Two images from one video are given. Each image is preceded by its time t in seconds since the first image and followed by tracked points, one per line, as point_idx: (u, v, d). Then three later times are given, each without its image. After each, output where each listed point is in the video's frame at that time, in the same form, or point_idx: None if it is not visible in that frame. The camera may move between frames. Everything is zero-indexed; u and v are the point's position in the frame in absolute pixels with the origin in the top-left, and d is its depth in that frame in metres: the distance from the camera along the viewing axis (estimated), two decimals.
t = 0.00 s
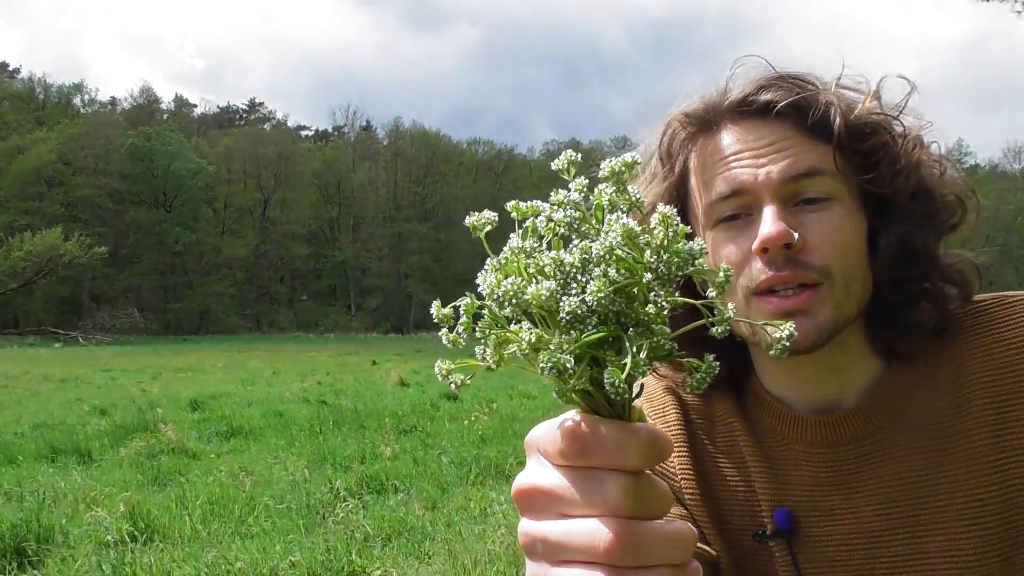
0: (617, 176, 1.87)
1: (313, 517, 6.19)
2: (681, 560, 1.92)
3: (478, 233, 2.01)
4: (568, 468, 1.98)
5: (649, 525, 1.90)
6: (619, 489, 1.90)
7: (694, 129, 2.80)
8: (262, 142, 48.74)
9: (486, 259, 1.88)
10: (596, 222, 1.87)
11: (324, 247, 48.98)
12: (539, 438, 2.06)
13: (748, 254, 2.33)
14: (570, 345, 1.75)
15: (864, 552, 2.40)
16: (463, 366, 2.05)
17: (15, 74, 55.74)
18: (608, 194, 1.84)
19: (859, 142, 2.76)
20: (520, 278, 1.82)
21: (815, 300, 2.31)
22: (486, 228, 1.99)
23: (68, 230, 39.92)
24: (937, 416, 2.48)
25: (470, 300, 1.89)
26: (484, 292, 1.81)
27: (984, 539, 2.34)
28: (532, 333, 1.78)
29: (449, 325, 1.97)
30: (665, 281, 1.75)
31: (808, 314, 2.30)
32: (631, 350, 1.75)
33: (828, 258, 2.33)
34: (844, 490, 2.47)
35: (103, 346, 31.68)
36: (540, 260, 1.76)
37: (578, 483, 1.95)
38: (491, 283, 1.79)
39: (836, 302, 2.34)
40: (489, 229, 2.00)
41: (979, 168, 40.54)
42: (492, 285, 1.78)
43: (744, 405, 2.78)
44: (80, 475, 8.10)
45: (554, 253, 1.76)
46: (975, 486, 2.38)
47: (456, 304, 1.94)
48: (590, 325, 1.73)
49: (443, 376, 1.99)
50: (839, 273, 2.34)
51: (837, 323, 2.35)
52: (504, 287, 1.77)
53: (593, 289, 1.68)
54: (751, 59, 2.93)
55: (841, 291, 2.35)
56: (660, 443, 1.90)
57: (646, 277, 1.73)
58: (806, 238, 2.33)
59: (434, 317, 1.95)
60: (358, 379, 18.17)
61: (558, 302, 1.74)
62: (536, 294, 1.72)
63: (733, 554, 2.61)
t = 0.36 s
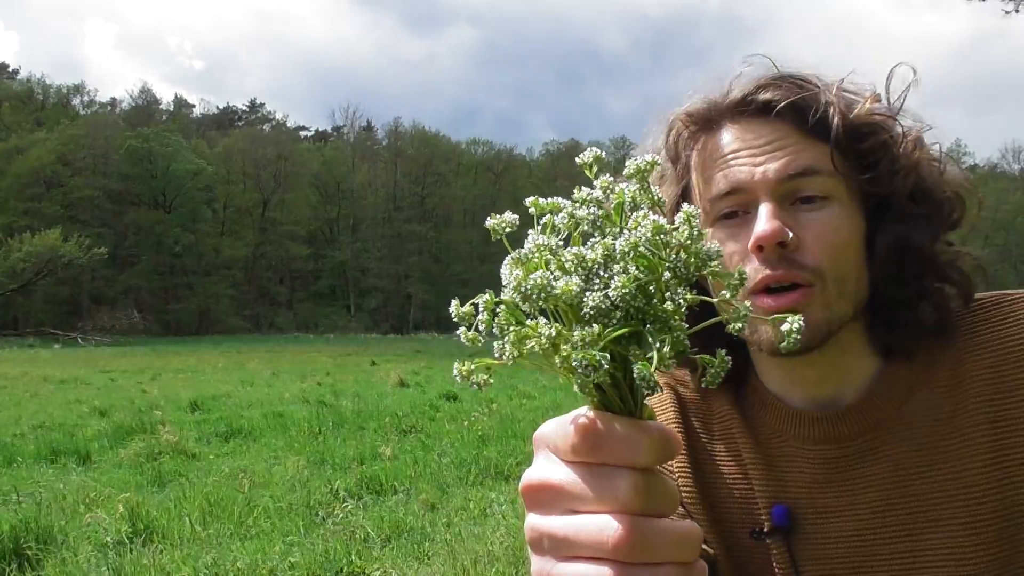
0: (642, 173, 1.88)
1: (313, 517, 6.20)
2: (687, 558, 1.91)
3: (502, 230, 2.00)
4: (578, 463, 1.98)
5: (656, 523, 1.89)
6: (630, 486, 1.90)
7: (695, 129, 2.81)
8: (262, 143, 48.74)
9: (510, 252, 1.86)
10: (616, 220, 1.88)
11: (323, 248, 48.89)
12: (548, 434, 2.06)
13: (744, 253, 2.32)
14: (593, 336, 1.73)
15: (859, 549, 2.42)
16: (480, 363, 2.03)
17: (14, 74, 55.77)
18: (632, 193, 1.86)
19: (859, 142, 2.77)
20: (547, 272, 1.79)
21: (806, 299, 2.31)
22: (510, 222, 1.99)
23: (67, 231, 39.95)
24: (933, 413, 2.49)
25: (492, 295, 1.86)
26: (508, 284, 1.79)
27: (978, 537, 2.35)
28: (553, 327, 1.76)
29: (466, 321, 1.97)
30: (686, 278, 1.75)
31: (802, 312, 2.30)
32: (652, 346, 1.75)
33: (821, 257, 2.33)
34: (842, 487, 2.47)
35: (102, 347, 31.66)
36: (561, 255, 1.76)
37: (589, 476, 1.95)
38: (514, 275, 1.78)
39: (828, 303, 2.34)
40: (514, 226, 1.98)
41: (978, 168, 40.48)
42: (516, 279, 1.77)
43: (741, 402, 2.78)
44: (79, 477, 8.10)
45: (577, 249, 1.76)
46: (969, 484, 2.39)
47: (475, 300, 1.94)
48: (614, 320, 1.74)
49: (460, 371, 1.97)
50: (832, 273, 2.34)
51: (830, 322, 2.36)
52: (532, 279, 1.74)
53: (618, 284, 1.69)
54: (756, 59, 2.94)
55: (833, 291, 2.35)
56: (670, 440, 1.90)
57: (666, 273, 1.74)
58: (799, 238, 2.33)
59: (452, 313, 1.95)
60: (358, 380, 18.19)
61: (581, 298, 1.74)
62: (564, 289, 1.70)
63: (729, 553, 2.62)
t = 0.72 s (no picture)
0: (615, 175, 1.92)
1: (312, 517, 6.21)
2: (671, 553, 1.92)
3: (480, 238, 2.03)
4: (563, 460, 2.00)
5: (639, 518, 1.91)
6: (614, 482, 1.92)
7: (690, 129, 2.82)
8: (261, 143, 48.72)
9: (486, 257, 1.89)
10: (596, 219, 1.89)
11: (323, 249, 48.91)
12: (535, 433, 2.08)
13: (738, 252, 2.33)
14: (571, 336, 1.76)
15: (853, 548, 2.43)
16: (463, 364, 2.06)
17: (14, 76, 55.84)
18: (606, 194, 1.88)
19: (853, 143, 2.78)
20: (522, 273, 1.82)
21: (802, 297, 2.32)
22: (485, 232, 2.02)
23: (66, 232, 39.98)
24: (925, 411, 2.50)
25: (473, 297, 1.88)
26: (486, 290, 1.82)
27: (971, 535, 2.37)
28: (532, 327, 1.78)
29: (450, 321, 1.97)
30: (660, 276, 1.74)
31: (799, 308, 2.31)
32: (630, 343, 1.75)
33: (818, 254, 2.35)
34: (835, 486, 2.48)
35: (102, 348, 31.70)
36: (541, 255, 1.78)
37: (573, 473, 1.97)
38: (491, 277, 1.81)
39: (824, 301, 2.35)
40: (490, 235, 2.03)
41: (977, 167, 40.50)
42: (494, 282, 1.79)
43: (735, 402, 2.80)
44: (79, 477, 8.11)
45: (555, 249, 1.77)
46: (962, 481, 2.41)
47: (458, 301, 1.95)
48: (592, 317, 1.74)
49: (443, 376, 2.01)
50: (828, 271, 2.36)
51: (826, 321, 2.37)
52: (508, 284, 1.77)
53: (594, 281, 1.70)
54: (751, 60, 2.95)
55: (830, 290, 2.36)
56: (653, 437, 1.92)
57: (643, 271, 1.73)
58: (794, 237, 2.34)
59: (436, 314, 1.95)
60: (358, 380, 18.20)
61: (559, 297, 1.76)
62: (539, 291, 1.74)
63: (725, 552, 2.63)
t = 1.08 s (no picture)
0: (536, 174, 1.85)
1: (309, 516, 6.15)
2: (603, 534, 1.90)
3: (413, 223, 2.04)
4: (500, 447, 1.96)
5: (569, 502, 1.88)
6: (545, 465, 1.90)
7: (680, 139, 2.75)
8: (260, 142, 48.58)
9: (412, 251, 1.90)
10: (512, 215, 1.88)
11: (322, 247, 48.84)
12: (475, 426, 2.04)
13: (735, 266, 2.34)
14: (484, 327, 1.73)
15: (844, 550, 2.40)
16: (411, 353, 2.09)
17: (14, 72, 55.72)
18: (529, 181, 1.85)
19: (840, 158, 2.78)
20: (445, 269, 1.82)
21: (796, 310, 2.34)
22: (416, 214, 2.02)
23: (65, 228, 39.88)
24: (910, 413, 2.49)
25: (399, 294, 1.87)
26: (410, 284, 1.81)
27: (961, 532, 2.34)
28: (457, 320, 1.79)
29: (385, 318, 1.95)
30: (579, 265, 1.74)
31: (793, 324, 2.33)
32: (543, 329, 1.75)
33: (813, 269, 2.35)
34: (824, 489, 2.46)
35: (101, 345, 31.63)
36: (462, 251, 1.79)
37: (508, 460, 1.93)
38: (417, 272, 1.79)
39: (817, 311, 2.37)
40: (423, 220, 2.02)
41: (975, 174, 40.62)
42: (417, 273, 1.78)
43: (720, 412, 2.78)
44: (75, 475, 8.05)
45: (474, 247, 1.78)
46: (951, 480, 2.39)
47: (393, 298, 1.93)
48: (508, 307, 1.74)
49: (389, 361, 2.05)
50: (821, 283, 2.36)
51: (818, 332, 2.38)
52: (425, 275, 1.78)
53: (507, 273, 1.70)
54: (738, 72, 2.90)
55: (822, 301, 2.38)
56: (584, 426, 1.91)
57: (558, 267, 1.73)
58: (789, 252, 2.34)
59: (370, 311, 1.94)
60: (356, 380, 18.14)
61: (477, 287, 1.76)
62: (455, 281, 1.74)
63: (715, 561, 2.58)
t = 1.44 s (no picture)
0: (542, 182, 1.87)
1: (309, 517, 6.18)
2: (612, 539, 1.91)
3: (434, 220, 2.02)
4: (513, 451, 1.98)
5: (578, 508, 1.90)
6: (555, 467, 1.92)
7: (681, 138, 2.79)
8: (258, 143, 48.50)
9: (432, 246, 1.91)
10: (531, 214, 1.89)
11: (321, 248, 48.85)
12: (486, 429, 2.06)
13: (737, 266, 2.38)
14: (511, 321, 1.74)
15: (842, 551, 2.44)
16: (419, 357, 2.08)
17: (13, 75, 55.78)
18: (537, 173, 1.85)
19: (845, 159, 2.81)
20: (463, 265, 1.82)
21: (800, 315, 2.38)
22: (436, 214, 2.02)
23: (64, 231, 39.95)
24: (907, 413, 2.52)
25: (420, 290, 1.86)
26: (429, 277, 1.81)
27: (956, 532, 2.39)
28: (477, 318, 1.80)
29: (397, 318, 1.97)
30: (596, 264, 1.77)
31: (795, 327, 2.37)
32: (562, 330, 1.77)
33: (817, 272, 2.39)
34: (821, 490, 2.50)
35: (100, 347, 31.64)
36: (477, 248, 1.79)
37: (521, 464, 1.95)
38: (435, 267, 1.80)
39: (820, 313, 2.41)
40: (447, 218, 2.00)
41: (976, 171, 40.41)
42: (435, 269, 1.78)
43: (719, 413, 2.80)
44: (76, 477, 8.09)
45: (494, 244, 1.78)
46: (948, 480, 2.42)
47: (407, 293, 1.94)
48: (527, 304, 1.77)
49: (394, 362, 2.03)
50: (823, 287, 2.40)
51: (820, 334, 2.42)
52: (448, 267, 1.76)
53: (528, 273, 1.73)
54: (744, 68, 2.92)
55: (824, 303, 2.42)
56: (596, 430, 1.94)
57: (575, 265, 1.76)
58: (793, 254, 2.37)
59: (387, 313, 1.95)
60: (356, 380, 18.16)
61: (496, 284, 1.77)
62: (469, 273, 1.75)
63: (711, 560, 2.61)
